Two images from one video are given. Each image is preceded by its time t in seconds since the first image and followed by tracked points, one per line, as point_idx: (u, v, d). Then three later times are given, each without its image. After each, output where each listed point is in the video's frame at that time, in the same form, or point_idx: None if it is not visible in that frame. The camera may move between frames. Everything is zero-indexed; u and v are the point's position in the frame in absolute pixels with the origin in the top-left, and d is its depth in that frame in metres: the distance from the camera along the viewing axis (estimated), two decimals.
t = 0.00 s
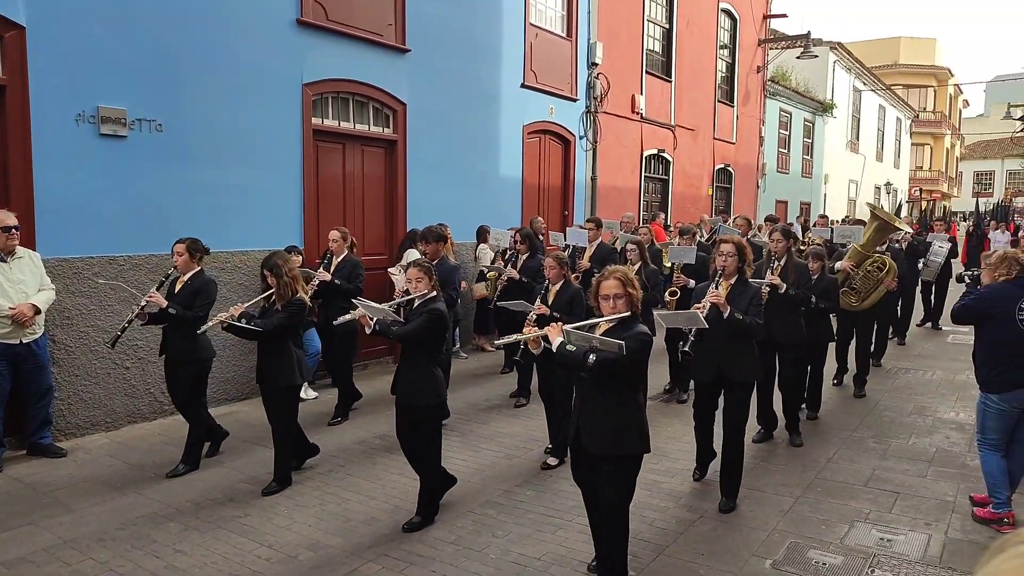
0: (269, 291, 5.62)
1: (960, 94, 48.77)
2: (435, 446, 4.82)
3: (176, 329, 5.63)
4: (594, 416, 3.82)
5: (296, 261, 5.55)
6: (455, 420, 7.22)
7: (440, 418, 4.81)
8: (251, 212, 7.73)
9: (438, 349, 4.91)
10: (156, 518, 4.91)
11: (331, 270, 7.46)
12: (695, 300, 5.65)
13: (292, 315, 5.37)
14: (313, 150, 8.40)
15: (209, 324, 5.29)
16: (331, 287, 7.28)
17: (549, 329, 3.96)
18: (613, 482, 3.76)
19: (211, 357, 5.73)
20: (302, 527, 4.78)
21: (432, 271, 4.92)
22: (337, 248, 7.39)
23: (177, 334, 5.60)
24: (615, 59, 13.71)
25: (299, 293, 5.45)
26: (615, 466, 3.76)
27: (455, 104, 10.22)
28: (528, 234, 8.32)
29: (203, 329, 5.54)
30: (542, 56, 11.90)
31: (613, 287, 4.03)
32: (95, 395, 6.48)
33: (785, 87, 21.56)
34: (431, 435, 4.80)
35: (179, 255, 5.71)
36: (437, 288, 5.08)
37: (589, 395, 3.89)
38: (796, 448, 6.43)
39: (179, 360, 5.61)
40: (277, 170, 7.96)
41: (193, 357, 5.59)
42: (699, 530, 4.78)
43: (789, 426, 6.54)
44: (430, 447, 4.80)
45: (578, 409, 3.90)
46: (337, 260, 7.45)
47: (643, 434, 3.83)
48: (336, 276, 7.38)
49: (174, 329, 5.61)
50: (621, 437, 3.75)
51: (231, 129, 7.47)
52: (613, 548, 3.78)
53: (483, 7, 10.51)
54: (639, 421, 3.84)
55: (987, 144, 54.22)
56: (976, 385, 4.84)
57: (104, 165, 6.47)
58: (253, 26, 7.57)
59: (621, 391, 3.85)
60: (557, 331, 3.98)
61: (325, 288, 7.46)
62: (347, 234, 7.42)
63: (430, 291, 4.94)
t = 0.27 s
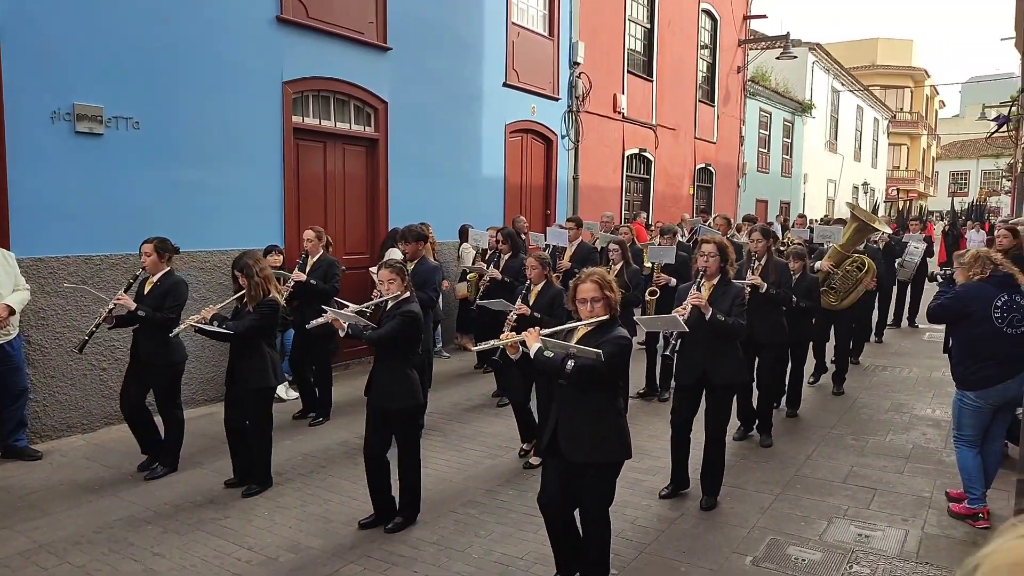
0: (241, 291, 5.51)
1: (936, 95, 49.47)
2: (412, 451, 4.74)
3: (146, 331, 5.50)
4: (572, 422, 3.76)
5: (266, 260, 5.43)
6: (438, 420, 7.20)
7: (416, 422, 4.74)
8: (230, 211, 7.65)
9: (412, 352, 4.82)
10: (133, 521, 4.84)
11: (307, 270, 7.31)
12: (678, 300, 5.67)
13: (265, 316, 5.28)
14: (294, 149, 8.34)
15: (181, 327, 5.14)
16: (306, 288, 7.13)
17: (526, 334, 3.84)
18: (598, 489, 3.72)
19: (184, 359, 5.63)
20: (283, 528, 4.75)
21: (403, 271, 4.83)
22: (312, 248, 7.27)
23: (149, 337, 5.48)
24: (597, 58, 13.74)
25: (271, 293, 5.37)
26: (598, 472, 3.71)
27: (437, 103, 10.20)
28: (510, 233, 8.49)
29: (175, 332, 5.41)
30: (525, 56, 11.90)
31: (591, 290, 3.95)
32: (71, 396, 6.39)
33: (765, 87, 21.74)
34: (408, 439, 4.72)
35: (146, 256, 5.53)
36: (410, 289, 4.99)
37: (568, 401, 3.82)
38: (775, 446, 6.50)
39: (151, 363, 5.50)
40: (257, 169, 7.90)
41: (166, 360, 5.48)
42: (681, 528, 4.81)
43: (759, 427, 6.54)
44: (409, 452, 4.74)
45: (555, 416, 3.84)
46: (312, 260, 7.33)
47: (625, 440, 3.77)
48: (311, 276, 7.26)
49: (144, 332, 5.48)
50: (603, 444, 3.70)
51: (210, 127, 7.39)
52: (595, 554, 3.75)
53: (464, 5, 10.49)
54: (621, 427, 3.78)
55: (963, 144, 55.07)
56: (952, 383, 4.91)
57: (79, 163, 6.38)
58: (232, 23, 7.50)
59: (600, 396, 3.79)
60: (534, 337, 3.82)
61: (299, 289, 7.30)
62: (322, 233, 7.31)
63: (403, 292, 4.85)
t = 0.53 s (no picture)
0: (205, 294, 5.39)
1: (912, 97, 50.19)
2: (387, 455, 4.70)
3: (113, 335, 5.39)
4: (543, 429, 3.69)
5: (233, 262, 5.36)
6: (420, 421, 7.19)
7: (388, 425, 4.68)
8: (210, 211, 7.59)
9: (381, 356, 4.74)
10: (111, 525, 4.79)
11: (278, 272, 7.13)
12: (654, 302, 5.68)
13: (232, 318, 5.17)
14: (274, 148, 8.29)
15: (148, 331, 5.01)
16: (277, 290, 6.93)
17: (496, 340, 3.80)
18: (574, 493, 3.68)
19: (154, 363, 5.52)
20: (264, 530, 4.72)
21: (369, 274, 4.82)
22: (284, 248, 7.07)
23: (116, 341, 5.36)
24: (578, 59, 13.78)
25: (239, 294, 5.28)
26: (573, 477, 3.67)
27: (419, 104, 10.18)
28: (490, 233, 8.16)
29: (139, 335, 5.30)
30: (506, 56, 11.91)
31: (561, 293, 3.92)
32: (47, 399, 6.30)
33: (745, 89, 21.93)
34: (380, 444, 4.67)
35: (111, 258, 5.44)
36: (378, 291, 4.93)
37: (540, 408, 3.76)
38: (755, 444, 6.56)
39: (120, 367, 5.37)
40: (238, 169, 7.84)
41: (136, 364, 5.37)
42: (662, 525, 4.84)
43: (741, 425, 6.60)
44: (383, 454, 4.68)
45: (526, 422, 3.76)
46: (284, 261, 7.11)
47: (600, 444, 3.75)
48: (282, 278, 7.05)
49: (111, 336, 5.37)
50: (578, 448, 3.66)
51: (189, 127, 7.32)
52: (572, 558, 3.73)
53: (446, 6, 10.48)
54: (594, 430, 3.75)
55: (938, 146, 55.92)
56: (929, 380, 4.98)
57: (55, 161, 6.29)
58: (211, 21, 7.44)
59: (573, 400, 3.76)
60: (506, 341, 3.80)
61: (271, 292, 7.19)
62: (293, 233, 7.13)
63: (370, 294, 4.79)
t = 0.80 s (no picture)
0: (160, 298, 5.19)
1: (893, 99, 50.78)
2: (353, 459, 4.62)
3: (73, 338, 5.28)
4: (504, 434, 3.61)
5: (189, 264, 5.14)
6: (405, 421, 7.16)
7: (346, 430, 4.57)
8: (193, 211, 7.51)
9: (342, 357, 4.65)
10: (91, 529, 4.72)
11: (246, 273, 6.89)
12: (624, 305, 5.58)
13: (188, 322, 5.00)
14: (257, 148, 8.22)
15: (93, 339, 4.92)
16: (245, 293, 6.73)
17: (456, 344, 3.73)
18: (536, 499, 3.60)
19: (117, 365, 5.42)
20: (247, 533, 4.68)
21: (333, 274, 4.74)
22: (251, 249, 6.86)
23: (76, 344, 5.25)
24: (562, 59, 13.78)
25: (196, 298, 5.09)
26: (535, 483, 3.59)
27: (403, 103, 10.13)
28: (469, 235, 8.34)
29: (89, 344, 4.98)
30: (490, 55, 11.89)
31: (524, 295, 3.89)
32: (27, 402, 6.20)
33: (728, 89, 22.05)
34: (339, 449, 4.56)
35: (71, 258, 5.31)
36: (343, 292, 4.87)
37: (500, 413, 3.67)
38: (740, 442, 6.59)
39: (79, 372, 5.25)
40: (220, 168, 7.76)
41: (91, 368, 5.25)
42: (648, 525, 4.85)
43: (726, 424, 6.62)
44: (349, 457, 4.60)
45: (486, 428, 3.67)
46: (252, 261, 6.90)
47: (561, 450, 3.68)
48: (250, 280, 6.81)
49: (70, 339, 5.27)
50: (540, 452, 3.59)
51: (170, 125, 7.24)
52: (550, 561, 3.69)
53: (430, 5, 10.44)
54: (556, 435, 3.69)
55: (918, 147, 56.62)
56: (912, 379, 5.02)
57: (34, 160, 6.21)
58: (192, 19, 7.36)
59: (536, 405, 3.69)
60: (465, 345, 3.75)
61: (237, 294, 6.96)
62: (261, 233, 6.96)
63: (333, 295, 4.71)
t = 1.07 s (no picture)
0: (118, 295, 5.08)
1: (879, 99, 51.16)
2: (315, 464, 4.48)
3: (31, 337, 5.17)
4: (462, 433, 3.52)
5: (150, 261, 5.04)
6: (393, 421, 7.13)
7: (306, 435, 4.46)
8: (178, 209, 7.45)
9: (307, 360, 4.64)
10: (75, 531, 4.66)
11: (216, 271, 6.76)
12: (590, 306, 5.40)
13: (148, 320, 4.89)
14: (243, 146, 8.17)
15: (50, 340, 4.81)
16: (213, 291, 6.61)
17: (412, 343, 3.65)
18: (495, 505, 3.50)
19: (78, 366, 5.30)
20: (233, 535, 4.64)
21: (297, 273, 4.72)
22: (222, 247, 6.76)
23: (33, 344, 5.13)
24: (550, 58, 13.77)
25: (157, 295, 4.99)
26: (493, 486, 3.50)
27: (391, 102, 10.09)
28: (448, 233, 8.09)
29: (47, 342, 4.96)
30: (479, 54, 11.86)
31: (482, 292, 3.78)
32: (10, 403, 6.13)
33: (716, 89, 22.12)
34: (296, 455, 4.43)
35: (31, 256, 5.21)
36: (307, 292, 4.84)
37: (458, 413, 3.57)
38: (728, 441, 6.62)
39: (39, 373, 5.13)
40: (206, 166, 7.70)
41: (50, 368, 5.13)
42: (636, 524, 4.85)
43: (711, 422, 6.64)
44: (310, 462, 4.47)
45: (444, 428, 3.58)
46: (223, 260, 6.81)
47: (519, 451, 3.58)
48: (218, 279, 6.69)
49: (28, 338, 5.17)
50: (499, 451, 3.50)
51: (154, 123, 7.18)
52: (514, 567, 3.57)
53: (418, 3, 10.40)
54: (515, 436, 3.60)
55: (904, 147, 57.07)
56: (899, 377, 5.04)
57: (15, 158, 6.14)
58: (177, 16, 7.29)
59: (495, 405, 3.59)
60: (421, 343, 3.63)
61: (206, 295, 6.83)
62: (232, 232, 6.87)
63: (297, 294, 4.69)
